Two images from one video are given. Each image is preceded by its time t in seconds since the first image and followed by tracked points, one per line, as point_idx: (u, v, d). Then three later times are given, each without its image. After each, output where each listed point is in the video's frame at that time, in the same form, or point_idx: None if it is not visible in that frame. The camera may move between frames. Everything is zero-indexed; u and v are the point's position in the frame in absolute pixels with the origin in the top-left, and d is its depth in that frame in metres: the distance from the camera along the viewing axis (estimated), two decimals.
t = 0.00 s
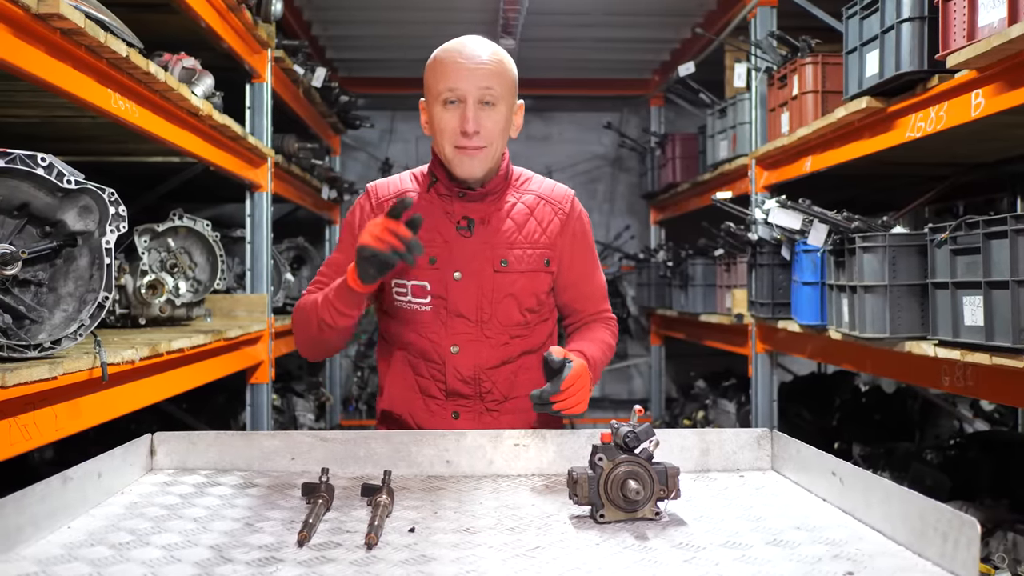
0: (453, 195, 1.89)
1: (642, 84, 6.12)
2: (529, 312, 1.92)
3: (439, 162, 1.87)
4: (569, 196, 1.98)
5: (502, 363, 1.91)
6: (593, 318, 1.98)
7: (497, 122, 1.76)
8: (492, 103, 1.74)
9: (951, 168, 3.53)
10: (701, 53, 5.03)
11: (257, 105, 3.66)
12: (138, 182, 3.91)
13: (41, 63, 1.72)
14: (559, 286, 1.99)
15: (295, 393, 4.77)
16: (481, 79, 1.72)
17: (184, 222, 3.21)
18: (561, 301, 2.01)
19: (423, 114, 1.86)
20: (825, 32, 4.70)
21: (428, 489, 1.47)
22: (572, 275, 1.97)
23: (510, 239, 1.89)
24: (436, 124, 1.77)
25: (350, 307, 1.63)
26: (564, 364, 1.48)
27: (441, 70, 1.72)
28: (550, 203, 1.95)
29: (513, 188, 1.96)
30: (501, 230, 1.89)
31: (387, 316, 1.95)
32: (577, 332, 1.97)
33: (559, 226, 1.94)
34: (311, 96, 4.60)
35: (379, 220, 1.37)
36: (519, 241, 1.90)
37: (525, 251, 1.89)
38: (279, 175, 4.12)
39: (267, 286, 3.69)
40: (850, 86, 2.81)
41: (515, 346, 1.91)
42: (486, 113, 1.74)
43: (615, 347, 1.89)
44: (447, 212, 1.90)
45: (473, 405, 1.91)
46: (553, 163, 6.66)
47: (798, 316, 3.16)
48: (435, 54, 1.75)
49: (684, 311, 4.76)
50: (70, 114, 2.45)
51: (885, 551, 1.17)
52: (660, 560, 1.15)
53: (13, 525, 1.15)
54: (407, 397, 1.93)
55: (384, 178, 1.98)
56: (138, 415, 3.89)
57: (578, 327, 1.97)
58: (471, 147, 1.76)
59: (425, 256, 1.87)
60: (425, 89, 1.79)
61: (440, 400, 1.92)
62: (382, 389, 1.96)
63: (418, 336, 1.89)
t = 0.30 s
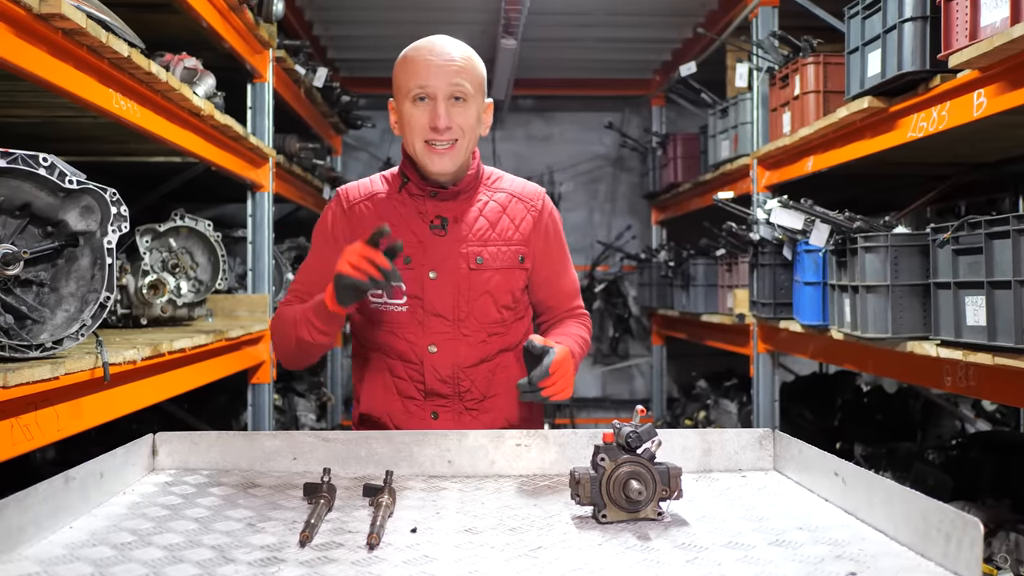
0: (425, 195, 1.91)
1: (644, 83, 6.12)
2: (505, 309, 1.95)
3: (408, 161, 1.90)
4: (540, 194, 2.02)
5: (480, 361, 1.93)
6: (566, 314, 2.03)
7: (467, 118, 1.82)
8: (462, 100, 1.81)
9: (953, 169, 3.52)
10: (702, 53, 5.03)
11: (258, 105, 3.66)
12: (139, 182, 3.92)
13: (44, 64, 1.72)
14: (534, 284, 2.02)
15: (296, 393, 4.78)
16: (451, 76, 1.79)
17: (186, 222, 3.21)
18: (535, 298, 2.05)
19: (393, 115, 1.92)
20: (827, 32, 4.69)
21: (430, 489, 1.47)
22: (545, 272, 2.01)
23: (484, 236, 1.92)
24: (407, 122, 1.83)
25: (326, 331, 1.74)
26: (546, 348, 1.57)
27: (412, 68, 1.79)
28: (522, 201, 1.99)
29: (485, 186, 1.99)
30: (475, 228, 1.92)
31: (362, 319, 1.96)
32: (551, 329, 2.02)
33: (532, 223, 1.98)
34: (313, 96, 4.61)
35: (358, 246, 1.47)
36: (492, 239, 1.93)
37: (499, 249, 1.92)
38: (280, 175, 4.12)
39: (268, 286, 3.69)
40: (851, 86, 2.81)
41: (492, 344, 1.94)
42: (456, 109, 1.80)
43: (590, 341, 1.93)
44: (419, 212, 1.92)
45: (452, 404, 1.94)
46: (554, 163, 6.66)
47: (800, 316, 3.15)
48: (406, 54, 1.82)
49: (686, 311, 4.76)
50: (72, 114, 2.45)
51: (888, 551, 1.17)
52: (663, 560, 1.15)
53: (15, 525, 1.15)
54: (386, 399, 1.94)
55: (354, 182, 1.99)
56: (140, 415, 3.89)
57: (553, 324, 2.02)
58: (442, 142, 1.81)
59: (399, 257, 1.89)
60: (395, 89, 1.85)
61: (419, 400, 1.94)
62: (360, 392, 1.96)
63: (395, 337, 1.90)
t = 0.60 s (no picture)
0: (402, 195, 1.93)
1: (645, 83, 6.11)
2: (487, 306, 1.97)
3: (385, 163, 1.92)
4: (515, 192, 2.06)
5: (463, 360, 1.95)
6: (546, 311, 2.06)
7: (442, 121, 1.82)
8: (437, 102, 1.81)
9: (955, 168, 3.52)
10: (703, 53, 5.03)
11: (260, 104, 3.66)
12: (141, 182, 3.92)
13: (45, 63, 1.72)
14: (513, 281, 2.05)
15: (297, 393, 4.78)
16: (425, 79, 1.78)
17: (187, 222, 3.21)
18: (515, 296, 2.08)
19: (368, 117, 1.92)
20: (829, 31, 4.68)
21: (432, 489, 1.47)
22: (524, 270, 2.04)
23: (463, 234, 1.95)
24: (383, 125, 1.83)
25: (287, 319, 1.78)
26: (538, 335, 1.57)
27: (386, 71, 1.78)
28: (499, 199, 2.03)
29: (461, 186, 2.02)
30: (454, 226, 1.94)
31: (344, 321, 1.96)
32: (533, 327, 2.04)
33: (509, 221, 2.02)
34: (314, 95, 4.61)
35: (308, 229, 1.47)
36: (472, 236, 1.95)
37: (478, 246, 1.95)
38: (281, 174, 4.12)
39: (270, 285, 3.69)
40: (853, 86, 2.80)
41: (474, 342, 1.95)
42: (432, 112, 1.80)
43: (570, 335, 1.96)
44: (398, 213, 1.93)
45: (436, 404, 1.95)
46: (556, 163, 6.66)
47: (801, 315, 3.14)
48: (380, 57, 1.81)
49: (688, 311, 4.75)
50: (73, 114, 2.45)
51: (891, 552, 1.17)
52: (665, 560, 1.14)
53: (16, 524, 1.15)
54: (370, 401, 1.94)
55: (330, 186, 2.03)
56: (141, 415, 3.90)
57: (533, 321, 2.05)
58: (418, 145, 1.82)
59: (379, 257, 1.90)
60: (370, 91, 1.85)
61: (403, 401, 1.94)
62: (343, 396, 1.96)
63: (378, 337, 1.90)
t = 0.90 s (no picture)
0: (389, 197, 1.93)
1: (646, 83, 6.10)
2: (475, 306, 1.97)
3: (372, 165, 1.92)
4: (502, 192, 2.06)
5: (453, 360, 1.94)
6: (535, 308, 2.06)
7: (430, 122, 1.82)
8: (424, 104, 1.80)
9: (957, 168, 3.52)
10: (704, 53, 5.02)
11: (261, 104, 3.67)
12: (142, 181, 3.91)
13: (45, 63, 1.72)
14: (501, 281, 2.05)
15: (298, 393, 4.78)
16: (413, 81, 1.77)
17: (188, 222, 3.21)
18: (503, 295, 2.07)
19: (355, 118, 1.91)
20: (830, 31, 4.68)
21: (433, 489, 1.46)
22: (512, 269, 2.04)
23: (450, 235, 1.94)
24: (370, 127, 1.82)
25: (269, 320, 1.77)
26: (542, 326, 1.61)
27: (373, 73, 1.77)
28: (486, 199, 2.03)
29: (448, 186, 2.02)
30: (442, 227, 1.94)
31: (333, 323, 1.96)
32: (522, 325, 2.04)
33: (496, 221, 2.02)
34: (315, 95, 4.60)
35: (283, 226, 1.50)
36: (459, 236, 1.95)
37: (466, 246, 1.95)
38: (282, 174, 4.12)
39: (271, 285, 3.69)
40: (855, 85, 2.80)
41: (463, 342, 1.95)
42: (420, 114, 1.80)
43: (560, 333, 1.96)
44: (385, 214, 1.93)
45: (426, 404, 1.95)
46: (557, 162, 6.66)
47: (803, 315, 3.14)
48: (366, 58, 1.80)
49: (689, 311, 4.75)
50: (74, 114, 2.45)
51: (893, 552, 1.16)
52: (667, 560, 1.14)
53: (17, 525, 1.15)
54: (359, 402, 1.93)
55: (317, 188, 2.03)
56: (142, 415, 3.90)
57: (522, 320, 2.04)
58: (406, 147, 1.82)
59: (367, 259, 1.90)
60: (356, 92, 1.84)
61: (393, 401, 1.94)
62: (333, 397, 1.95)
63: (367, 338, 1.90)
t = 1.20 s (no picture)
0: (384, 199, 1.93)
1: (647, 82, 6.10)
2: (472, 306, 1.97)
3: (367, 166, 1.91)
4: (499, 190, 2.04)
5: (450, 360, 1.94)
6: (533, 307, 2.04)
7: (425, 124, 1.82)
8: (419, 105, 1.80)
9: (959, 168, 3.52)
10: (706, 52, 5.02)
11: (262, 104, 3.67)
12: (144, 181, 3.91)
13: (46, 62, 1.71)
14: (499, 281, 2.04)
15: (300, 393, 4.77)
16: (407, 83, 1.77)
17: (189, 221, 3.21)
18: (501, 295, 2.06)
19: (349, 118, 1.91)
20: (832, 30, 4.67)
21: (435, 489, 1.46)
22: (509, 268, 2.02)
23: (446, 236, 1.94)
24: (364, 128, 1.82)
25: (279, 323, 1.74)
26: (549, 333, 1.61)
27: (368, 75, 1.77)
28: (483, 199, 2.02)
29: (444, 186, 2.01)
30: (438, 228, 1.94)
31: (331, 325, 1.97)
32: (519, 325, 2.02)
33: (492, 220, 2.00)
34: (316, 94, 4.60)
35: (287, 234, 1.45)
36: (455, 237, 1.95)
37: (462, 247, 1.94)
38: (283, 174, 4.12)
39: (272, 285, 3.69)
40: (857, 85, 2.80)
41: (461, 342, 1.95)
42: (414, 115, 1.80)
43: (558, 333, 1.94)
44: (381, 216, 1.93)
45: (424, 405, 1.94)
46: (559, 162, 6.65)
47: (805, 315, 3.13)
48: (361, 59, 1.79)
49: (691, 310, 4.75)
50: (75, 114, 2.45)
51: (897, 553, 1.16)
52: (669, 561, 1.14)
53: (18, 525, 1.15)
54: (358, 403, 1.93)
55: (313, 189, 2.02)
56: (144, 414, 3.90)
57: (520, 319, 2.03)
58: (400, 149, 1.82)
59: (363, 261, 1.90)
60: (351, 93, 1.84)
61: (391, 402, 1.94)
62: (332, 398, 1.95)
63: (365, 340, 1.90)
